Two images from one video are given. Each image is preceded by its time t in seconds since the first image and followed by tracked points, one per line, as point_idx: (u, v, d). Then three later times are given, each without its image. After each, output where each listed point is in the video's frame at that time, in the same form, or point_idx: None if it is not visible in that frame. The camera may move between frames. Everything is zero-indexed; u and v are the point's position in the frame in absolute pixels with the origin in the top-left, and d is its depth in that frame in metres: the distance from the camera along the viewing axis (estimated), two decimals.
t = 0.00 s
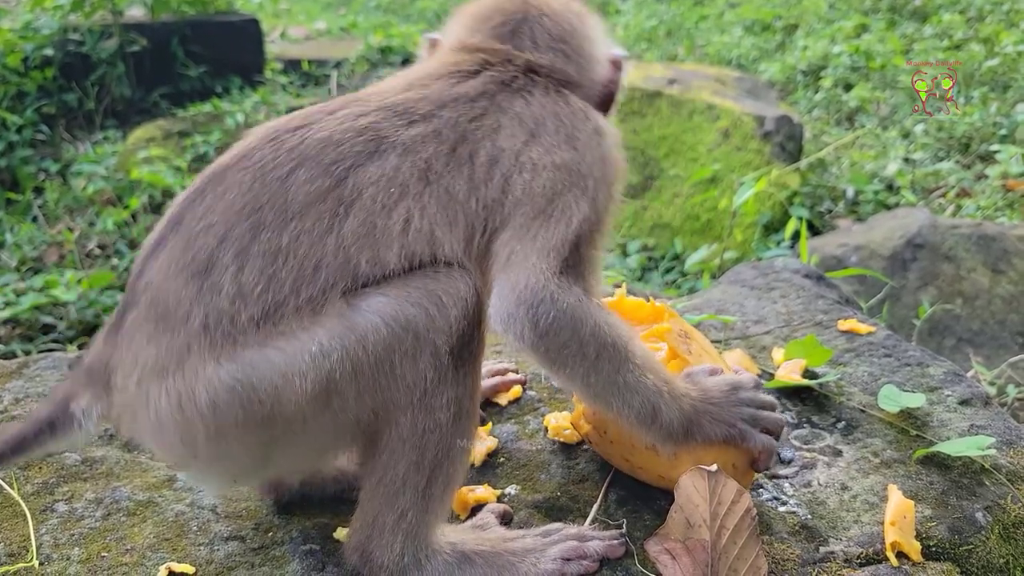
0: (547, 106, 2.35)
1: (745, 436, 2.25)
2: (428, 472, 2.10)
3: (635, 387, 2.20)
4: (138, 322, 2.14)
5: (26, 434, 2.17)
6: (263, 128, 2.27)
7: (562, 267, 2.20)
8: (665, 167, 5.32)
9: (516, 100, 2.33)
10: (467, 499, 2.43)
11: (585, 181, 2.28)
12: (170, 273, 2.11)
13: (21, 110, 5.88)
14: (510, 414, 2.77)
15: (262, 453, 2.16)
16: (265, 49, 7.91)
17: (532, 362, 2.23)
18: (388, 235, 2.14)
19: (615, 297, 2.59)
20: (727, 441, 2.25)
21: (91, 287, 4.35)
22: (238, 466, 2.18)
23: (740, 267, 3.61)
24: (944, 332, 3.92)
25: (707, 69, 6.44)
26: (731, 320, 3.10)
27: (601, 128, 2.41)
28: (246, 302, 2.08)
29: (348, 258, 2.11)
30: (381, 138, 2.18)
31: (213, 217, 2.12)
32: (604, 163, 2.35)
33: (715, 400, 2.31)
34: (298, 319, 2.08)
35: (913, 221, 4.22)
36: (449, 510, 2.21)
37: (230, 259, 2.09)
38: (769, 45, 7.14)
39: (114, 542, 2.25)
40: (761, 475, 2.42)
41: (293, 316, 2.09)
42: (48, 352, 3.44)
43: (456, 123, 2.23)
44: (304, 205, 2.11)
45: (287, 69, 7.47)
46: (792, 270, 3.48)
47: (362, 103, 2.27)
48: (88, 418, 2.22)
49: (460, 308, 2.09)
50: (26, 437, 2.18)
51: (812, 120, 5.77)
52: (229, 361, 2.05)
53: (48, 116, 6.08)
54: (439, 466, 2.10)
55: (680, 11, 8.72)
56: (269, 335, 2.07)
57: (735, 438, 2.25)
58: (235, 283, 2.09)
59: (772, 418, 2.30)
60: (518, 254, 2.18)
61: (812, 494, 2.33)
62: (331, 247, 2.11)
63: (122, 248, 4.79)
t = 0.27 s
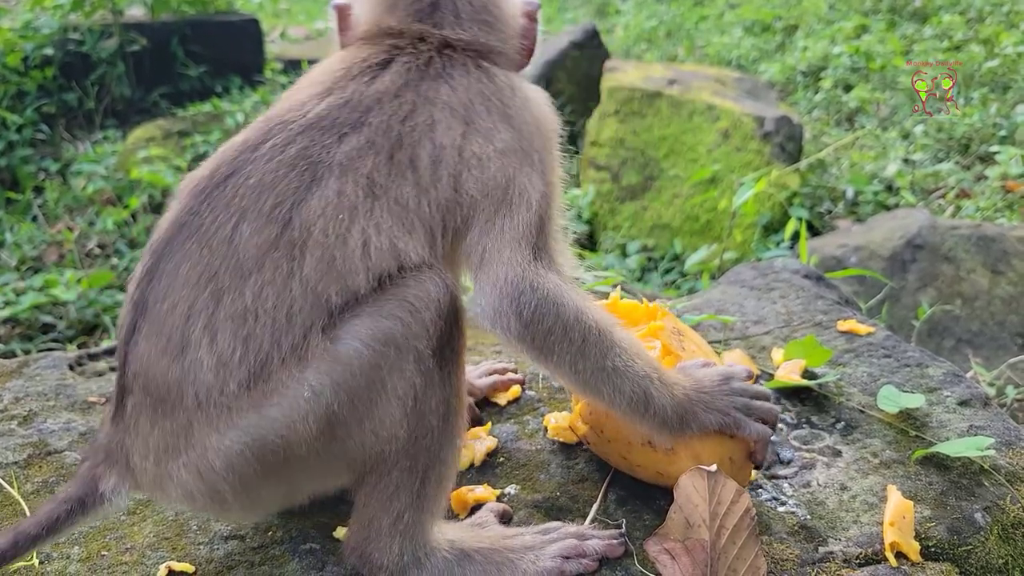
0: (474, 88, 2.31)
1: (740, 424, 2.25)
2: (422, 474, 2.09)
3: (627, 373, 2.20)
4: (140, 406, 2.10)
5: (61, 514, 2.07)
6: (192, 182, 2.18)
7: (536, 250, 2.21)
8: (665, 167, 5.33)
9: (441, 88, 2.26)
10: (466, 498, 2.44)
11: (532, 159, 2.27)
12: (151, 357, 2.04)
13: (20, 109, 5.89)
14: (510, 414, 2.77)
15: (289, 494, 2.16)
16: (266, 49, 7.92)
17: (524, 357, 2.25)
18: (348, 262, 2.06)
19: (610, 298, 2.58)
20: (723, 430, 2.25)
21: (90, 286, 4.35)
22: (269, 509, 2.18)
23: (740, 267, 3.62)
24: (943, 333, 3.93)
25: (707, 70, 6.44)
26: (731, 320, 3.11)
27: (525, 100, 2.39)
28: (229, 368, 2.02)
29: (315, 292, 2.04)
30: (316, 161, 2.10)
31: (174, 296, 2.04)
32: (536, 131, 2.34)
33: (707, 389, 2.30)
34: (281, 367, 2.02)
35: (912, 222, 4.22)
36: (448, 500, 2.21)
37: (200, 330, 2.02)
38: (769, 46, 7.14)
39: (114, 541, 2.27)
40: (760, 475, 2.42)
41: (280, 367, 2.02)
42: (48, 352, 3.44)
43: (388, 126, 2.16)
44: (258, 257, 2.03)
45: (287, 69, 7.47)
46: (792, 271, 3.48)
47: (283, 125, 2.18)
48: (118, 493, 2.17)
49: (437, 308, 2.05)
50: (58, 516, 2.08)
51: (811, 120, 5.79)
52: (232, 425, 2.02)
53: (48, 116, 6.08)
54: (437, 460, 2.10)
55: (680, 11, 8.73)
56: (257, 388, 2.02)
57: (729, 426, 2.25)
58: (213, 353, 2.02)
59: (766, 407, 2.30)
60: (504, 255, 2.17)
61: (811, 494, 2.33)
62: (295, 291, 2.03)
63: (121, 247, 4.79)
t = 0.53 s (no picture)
0: (442, 84, 2.26)
1: (743, 426, 2.25)
2: (413, 477, 2.10)
3: (632, 373, 2.18)
4: (132, 427, 2.09)
5: (62, 533, 2.07)
6: (160, 195, 2.13)
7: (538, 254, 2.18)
8: (665, 168, 5.33)
9: (411, 85, 2.22)
10: (467, 498, 2.44)
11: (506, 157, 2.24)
12: (138, 382, 2.03)
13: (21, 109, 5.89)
14: (510, 414, 2.78)
15: (288, 503, 2.17)
16: (266, 49, 7.92)
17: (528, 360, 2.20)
18: (326, 276, 2.04)
19: (612, 298, 2.57)
20: (726, 432, 2.24)
21: (90, 286, 4.35)
22: (269, 518, 2.19)
23: (740, 268, 3.62)
24: (943, 334, 3.93)
25: (707, 70, 6.45)
26: (731, 321, 3.11)
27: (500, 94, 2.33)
28: (216, 387, 2.01)
29: (296, 307, 2.02)
30: (283, 169, 2.06)
31: (153, 319, 2.01)
32: (511, 122, 2.29)
33: (710, 392, 2.29)
34: (270, 382, 2.03)
35: (912, 223, 4.23)
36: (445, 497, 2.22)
37: (181, 352, 1.99)
38: (769, 47, 7.15)
39: (115, 539, 2.28)
40: (760, 475, 2.42)
41: (271, 383, 2.03)
42: (48, 351, 3.45)
43: (355, 127, 2.12)
44: (232, 274, 2.00)
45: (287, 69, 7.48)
46: (792, 272, 3.49)
47: (247, 130, 2.13)
48: (118, 512, 2.17)
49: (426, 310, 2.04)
50: (59, 535, 2.08)
51: (811, 121, 5.81)
52: (226, 443, 2.02)
53: (48, 116, 6.08)
54: (435, 461, 2.11)
55: (680, 12, 8.74)
56: (247, 402, 2.02)
57: (732, 428, 2.24)
58: (198, 374, 2.00)
59: (767, 409, 2.30)
60: (503, 263, 2.13)
61: (811, 495, 2.33)
62: (272, 305, 2.01)
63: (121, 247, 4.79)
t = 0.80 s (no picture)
0: (430, 78, 2.21)
1: (745, 432, 2.24)
2: (416, 476, 2.10)
3: (631, 400, 2.14)
4: (129, 421, 2.10)
5: (62, 528, 2.08)
6: (153, 187, 2.13)
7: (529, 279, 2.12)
8: (665, 168, 5.33)
9: (397, 75, 2.19)
10: (467, 497, 2.44)
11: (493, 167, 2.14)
12: (132, 375, 2.04)
13: (21, 108, 5.89)
14: (510, 414, 2.78)
15: (287, 501, 2.16)
16: (266, 49, 7.93)
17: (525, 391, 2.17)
18: (307, 267, 2.03)
19: (614, 297, 2.55)
20: (728, 438, 2.24)
21: (91, 285, 4.35)
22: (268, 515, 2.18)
23: (740, 268, 3.63)
24: (943, 335, 3.94)
25: (707, 71, 6.45)
26: (731, 321, 3.11)
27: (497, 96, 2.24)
28: (207, 382, 2.00)
29: (287, 304, 2.02)
30: (269, 161, 2.03)
31: (144, 310, 2.01)
32: (506, 132, 2.19)
33: (713, 398, 2.27)
34: (264, 378, 2.03)
35: (912, 224, 4.23)
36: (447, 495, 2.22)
37: (169, 345, 1.99)
38: (770, 47, 7.15)
39: (116, 538, 2.28)
40: (761, 475, 2.42)
41: (267, 379, 2.03)
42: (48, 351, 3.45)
43: (339, 116, 2.09)
44: (218, 264, 1.99)
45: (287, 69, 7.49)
46: (792, 272, 3.49)
47: (236, 120, 2.11)
48: (117, 507, 2.18)
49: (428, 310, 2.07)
50: (61, 531, 2.09)
51: (811, 122, 5.81)
52: (222, 439, 2.02)
53: (48, 115, 6.09)
54: (437, 458, 2.12)
55: (681, 13, 8.75)
56: (244, 396, 2.03)
57: (735, 433, 2.24)
58: (187, 369, 2.00)
59: (770, 413, 2.29)
60: (502, 297, 2.08)
61: (811, 495, 2.33)
62: (258, 297, 2.00)
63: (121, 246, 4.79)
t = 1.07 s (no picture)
0: (432, 79, 2.20)
1: (743, 435, 2.24)
2: (410, 472, 2.10)
3: (616, 415, 2.14)
4: (124, 408, 2.12)
5: (64, 511, 2.10)
6: (156, 179, 2.16)
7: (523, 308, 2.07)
8: (665, 168, 5.33)
9: (399, 75, 2.18)
10: (468, 498, 2.45)
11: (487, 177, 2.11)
12: (126, 363, 2.07)
13: (22, 108, 5.90)
14: (510, 414, 2.78)
15: (278, 494, 2.17)
16: (267, 49, 7.94)
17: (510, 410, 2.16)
18: (293, 266, 2.02)
19: (614, 298, 2.55)
20: (725, 441, 2.24)
21: (91, 285, 4.36)
22: (259, 507, 2.19)
23: (740, 269, 3.63)
24: (943, 335, 3.93)
25: (708, 71, 6.45)
26: (732, 321, 3.11)
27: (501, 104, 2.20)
28: (193, 373, 2.01)
29: (274, 301, 2.01)
30: (262, 158, 2.05)
31: (139, 299, 2.05)
32: (507, 142, 2.14)
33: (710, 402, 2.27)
34: (249, 373, 2.02)
35: (913, 224, 4.23)
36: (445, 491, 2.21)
37: (159, 336, 2.02)
38: (771, 48, 7.15)
39: (116, 538, 2.28)
40: (761, 476, 2.42)
41: (252, 374, 2.03)
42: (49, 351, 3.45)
43: (334, 115, 2.09)
44: (208, 256, 2.00)
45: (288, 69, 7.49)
46: (792, 272, 3.49)
47: (237, 116, 2.13)
48: (116, 490, 2.19)
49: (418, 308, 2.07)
50: (62, 514, 2.11)
51: (812, 122, 5.81)
52: (209, 430, 2.02)
53: (49, 115, 6.09)
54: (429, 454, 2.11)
55: (682, 13, 8.75)
56: (230, 391, 2.02)
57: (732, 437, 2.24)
58: (175, 360, 2.01)
59: (768, 415, 2.29)
60: (483, 322, 2.05)
61: (811, 495, 2.33)
62: (244, 293, 2.00)
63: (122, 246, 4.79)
